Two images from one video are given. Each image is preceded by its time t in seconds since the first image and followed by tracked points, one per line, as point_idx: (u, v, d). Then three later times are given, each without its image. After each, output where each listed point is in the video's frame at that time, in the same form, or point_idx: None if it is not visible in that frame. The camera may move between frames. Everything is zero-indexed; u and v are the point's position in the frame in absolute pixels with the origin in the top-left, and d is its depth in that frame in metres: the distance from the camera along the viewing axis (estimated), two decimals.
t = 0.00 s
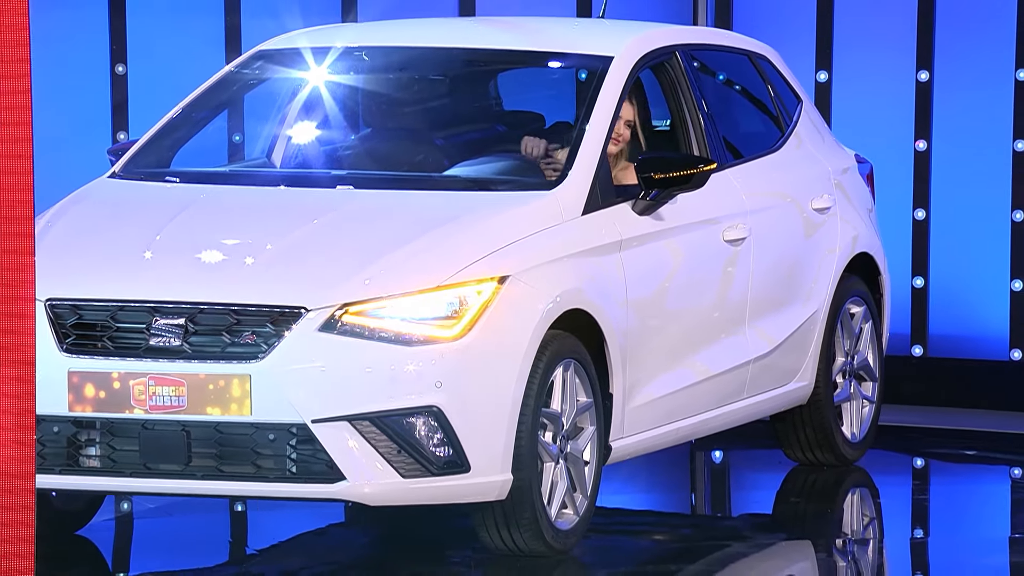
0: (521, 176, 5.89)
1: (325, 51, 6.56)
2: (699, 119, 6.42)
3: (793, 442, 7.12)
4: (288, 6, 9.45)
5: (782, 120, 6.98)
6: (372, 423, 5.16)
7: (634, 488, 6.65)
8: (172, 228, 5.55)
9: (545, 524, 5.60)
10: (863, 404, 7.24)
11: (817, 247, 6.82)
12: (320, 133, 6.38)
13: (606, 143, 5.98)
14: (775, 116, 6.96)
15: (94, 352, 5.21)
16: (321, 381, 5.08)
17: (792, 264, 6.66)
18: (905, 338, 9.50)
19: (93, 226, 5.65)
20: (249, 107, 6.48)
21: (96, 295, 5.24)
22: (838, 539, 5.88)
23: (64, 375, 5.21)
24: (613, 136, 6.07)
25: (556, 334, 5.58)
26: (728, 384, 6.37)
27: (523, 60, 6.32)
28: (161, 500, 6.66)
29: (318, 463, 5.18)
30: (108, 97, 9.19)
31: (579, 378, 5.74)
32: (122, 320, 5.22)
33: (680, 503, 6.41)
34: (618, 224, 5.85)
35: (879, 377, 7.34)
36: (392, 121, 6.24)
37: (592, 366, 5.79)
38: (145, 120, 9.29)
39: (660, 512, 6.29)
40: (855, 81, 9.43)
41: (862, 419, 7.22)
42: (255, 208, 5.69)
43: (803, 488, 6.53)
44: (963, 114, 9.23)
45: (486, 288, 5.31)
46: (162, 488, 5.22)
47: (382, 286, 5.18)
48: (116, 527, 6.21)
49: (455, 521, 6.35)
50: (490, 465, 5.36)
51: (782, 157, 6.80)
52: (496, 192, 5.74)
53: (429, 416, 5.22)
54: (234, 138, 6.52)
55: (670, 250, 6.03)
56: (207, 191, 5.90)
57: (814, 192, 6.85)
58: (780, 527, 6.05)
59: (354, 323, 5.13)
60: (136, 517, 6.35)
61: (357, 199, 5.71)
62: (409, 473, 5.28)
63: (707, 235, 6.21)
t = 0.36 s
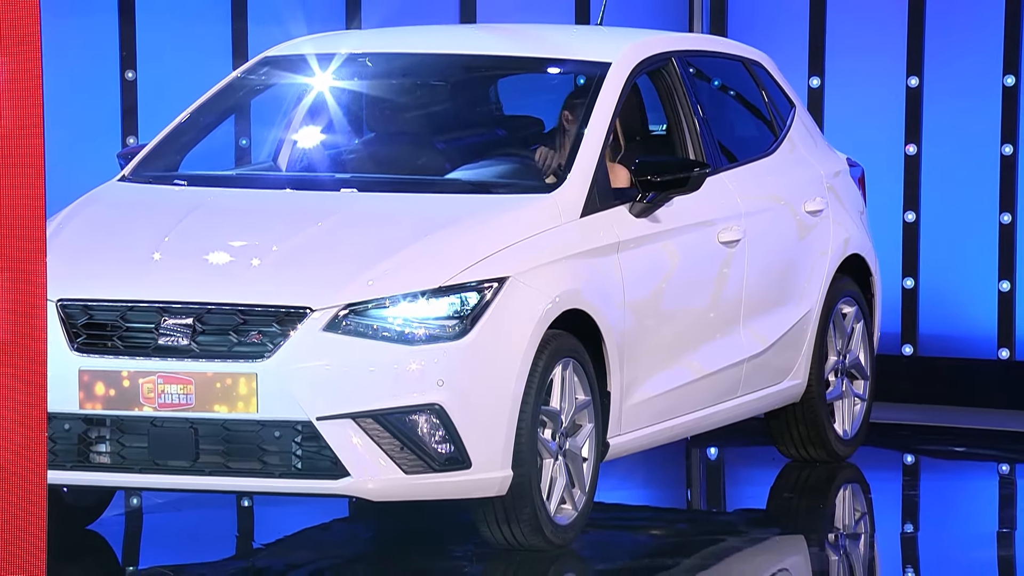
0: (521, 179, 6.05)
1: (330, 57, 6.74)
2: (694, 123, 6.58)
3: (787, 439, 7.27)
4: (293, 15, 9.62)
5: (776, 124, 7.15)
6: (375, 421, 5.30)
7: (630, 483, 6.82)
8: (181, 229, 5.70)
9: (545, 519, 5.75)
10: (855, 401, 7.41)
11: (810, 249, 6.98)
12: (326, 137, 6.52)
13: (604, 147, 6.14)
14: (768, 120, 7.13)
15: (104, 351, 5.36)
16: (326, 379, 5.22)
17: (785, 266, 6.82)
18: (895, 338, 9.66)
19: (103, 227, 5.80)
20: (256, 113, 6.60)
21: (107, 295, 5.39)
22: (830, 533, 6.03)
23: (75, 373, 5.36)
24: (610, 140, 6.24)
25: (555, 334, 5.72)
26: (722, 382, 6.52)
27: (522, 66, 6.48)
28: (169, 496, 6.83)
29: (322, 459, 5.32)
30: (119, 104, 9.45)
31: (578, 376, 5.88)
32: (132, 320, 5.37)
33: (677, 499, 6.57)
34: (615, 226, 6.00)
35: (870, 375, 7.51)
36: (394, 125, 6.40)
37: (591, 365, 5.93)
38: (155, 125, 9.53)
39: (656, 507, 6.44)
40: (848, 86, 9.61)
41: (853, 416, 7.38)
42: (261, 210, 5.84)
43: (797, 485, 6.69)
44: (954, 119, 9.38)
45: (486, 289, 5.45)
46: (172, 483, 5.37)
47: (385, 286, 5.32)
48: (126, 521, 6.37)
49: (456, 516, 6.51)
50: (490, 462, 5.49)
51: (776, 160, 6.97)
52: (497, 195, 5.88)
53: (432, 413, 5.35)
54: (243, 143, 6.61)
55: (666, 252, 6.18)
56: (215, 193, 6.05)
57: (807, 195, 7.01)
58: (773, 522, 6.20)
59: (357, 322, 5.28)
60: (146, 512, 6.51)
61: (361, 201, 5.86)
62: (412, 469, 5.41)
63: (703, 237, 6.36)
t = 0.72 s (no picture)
0: (521, 182, 6.18)
1: (334, 63, 6.87)
2: (690, 126, 6.73)
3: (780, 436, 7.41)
4: (296, 19, 9.87)
5: (769, 129, 7.30)
6: (378, 418, 5.43)
7: (629, 480, 6.97)
8: (188, 231, 5.83)
9: (544, 515, 5.88)
10: (847, 400, 7.57)
11: (804, 250, 7.13)
12: (329, 141, 6.66)
13: (602, 151, 6.28)
14: (762, 124, 7.28)
15: (113, 350, 5.50)
16: (330, 377, 5.35)
17: (778, 267, 6.97)
18: (887, 337, 9.83)
19: (112, 229, 5.94)
20: (261, 118, 6.75)
21: (116, 296, 5.53)
22: (822, 528, 6.17)
23: (85, 372, 5.50)
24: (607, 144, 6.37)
25: (554, 333, 5.85)
26: (717, 381, 6.67)
27: (521, 72, 6.64)
28: (177, 492, 6.98)
29: (327, 456, 5.45)
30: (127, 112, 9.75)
31: (576, 375, 6.01)
32: (140, 320, 5.51)
33: (673, 495, 6.71)
34: (613, 228, 6.13)
35: (862, 374, 7.65)
36: (396, 128, 6.53)
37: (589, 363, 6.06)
38: (162, 128, 9.81)
39: (654, 503, 6.59)
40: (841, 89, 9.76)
41: (846, 414, 7.53)
42: (266, 212, 5.98)
43: (790, 481, 6.85)
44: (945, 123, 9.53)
45: (487, 289, 5.58)
46: (179, 480, 5.50)
47: (387, 287, 5.45)
48: (134, 516, 6.52)
49: (457, 512, 6.65)
50: (491, 459, 5.62)
51: (769, 164, 7.12)
52: (496, 198, 6.01)
53: (433, 411, 5.48)
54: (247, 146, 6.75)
55: (662, 253, 6.31)
56: (221, 196, 6.19)
57: (800, 198, 7.16)
58: (768, 518, 6.34)
59: (361, 322, 5.40)
60: (154, 508, 6.66)
61: (364, 204, 6.00)
62: (414, 465, 5.55)
63: (698, 238, 6.50)
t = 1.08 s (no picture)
0: (521, 185, 6.32)
1: (338, 68, 7.02)
2: (686, 130, 6.87)
3: (775, 434, 7.55)
4: (301, 25, 10.03)
5: (764, 133, 7.44)
6: (381, 416, 5.56)
7: (627, 477, 7.10)
8: (195, 232, 5.97)
9: (543, 511, 6.01)
10: (840, 398, 7.70)
11: (798, 252, 7.28)
12: (332, 145, 6.80)
13: (600, 154, 6.41)
14: (757, 128, 7.42)
15: (122, 350, 5.64)
16: (334, 376, 5.49)
17: (772, 268, 7.11)
18: (879, 336, 9.98)
19: (120, 232, 6.08)
20: (267, 120, 6.91)
21: (125, 296, 5.66)
22: (816, 524, 6.30)
23: (94, 371, 5.64)
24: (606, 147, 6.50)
25: (553, 333, 5.99)
26: (713, 379, 6.80)
27: (523, 77, 6.76)
28: (184, 488, 7.13)
29: (331, 453, 5.58)
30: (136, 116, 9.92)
31: (575, 373, 6.14)
32: (148, 320, 5.65)
33: (670, 491, 6.85)
34: (611, 230, 6.27)
35: (855, 373, 7.80)
36: (399, 133, 6.68)
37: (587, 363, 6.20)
38: (169, 131, 9.98)
39: (651, 500, 6.73)
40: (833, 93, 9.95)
41: (839, 412, 7.68)
42: (271, 214, 6.11)
43: (785, 478, 6.99)
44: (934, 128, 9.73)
45: (487, 290, 5.71)
46: (186, 476, 5.63)
47: (390, 288, 5.58)
48: (142, 512, 6.67)
49: (458, 508, 6.79)
50: (491, 456, 5.76)
51: (764, 167, 7.26)
52: (497, 201, 6.15)
53: (435, 410, 5.61)
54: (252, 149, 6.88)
55: (660, 254, 6.45)
56: (227, 200, 6.32)
57: (794, 200, 7.31)
58: (762, 514, 6.48)
59: (364, 322, 5.54)
60: (162, 503, 6.81)
61: (367, 206, 6.13)
62: (416, 462, 5.68)
63: (695, 240, 6.63)
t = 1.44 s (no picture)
0: (520, 188, 6.45)
1: (341, 74, 7.16)
2: (683, 135, 7.00)
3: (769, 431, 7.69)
4: (305, 32, 10.16)
5: (759, 137, 7.58)
6: (383, 415, 5.69)
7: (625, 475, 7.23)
8: (201, 234, 6.10)
9: (543, 507, 6.14)
10: (833, 396, 7.84)
11: (792, 254, 7.42)
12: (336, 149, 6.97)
13: (598, 158, 6.54)
14: (752, 132, 7.56)
15: (130, 349, 5.78)
16: (337, 375, 5.62)
17: (767, 269, 7.25)
18: (872, 337, 10.22)
19: (128, 234, 6.21)
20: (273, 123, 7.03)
21: (133, 297, 5.79)
22: (810, 520, 6.43)
23: (102, 370, 5.77)
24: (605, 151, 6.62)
25: (552, 333, 6.12)
26: (709, 378, 6.94)
27: (523, 82, 6.90)
28: (190, 485, 7.28)
29: (334, 450, 5.71)
30: (143, 119, 10.07)
31: (574, 373, 6.27)
32: (155, 320, 5.78)
33: (667, 488, 6.99)
34: (609, 232, 6.40)
35: (848, 372, 7.94)
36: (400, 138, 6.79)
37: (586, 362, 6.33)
38: (176, 135, 10.13)
39: (648, 496, 6.87)
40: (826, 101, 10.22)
41: (832, 410, 7.81)
42: (276, 216, 6.25)
43: (779, 475, 7.12)
44: (925, 133, 9.97)
45: (487, 291, 5.84)
46: (192, 473, 5.76)
47: (392, 289, 5.71)
48: (149, 508, 6.80)
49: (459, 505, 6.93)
50: (491, 453, 5.89)
51: (758, 170, 7.40)
52: (497, 204, 6.28)
53: (436, 408, 5.74)
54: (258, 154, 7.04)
55: (657, 256, 6.58)
56: (232, 203, 6.45)
57: (788, 203, 7.44)
58: (757, 510, 6.61)
59: (366, 322, 5.66)
60: (169, 500, 6.95)
61: (369, 209, 6.27)
62: (417, 459, 5.81)
63: (691, 242, 6.77)
